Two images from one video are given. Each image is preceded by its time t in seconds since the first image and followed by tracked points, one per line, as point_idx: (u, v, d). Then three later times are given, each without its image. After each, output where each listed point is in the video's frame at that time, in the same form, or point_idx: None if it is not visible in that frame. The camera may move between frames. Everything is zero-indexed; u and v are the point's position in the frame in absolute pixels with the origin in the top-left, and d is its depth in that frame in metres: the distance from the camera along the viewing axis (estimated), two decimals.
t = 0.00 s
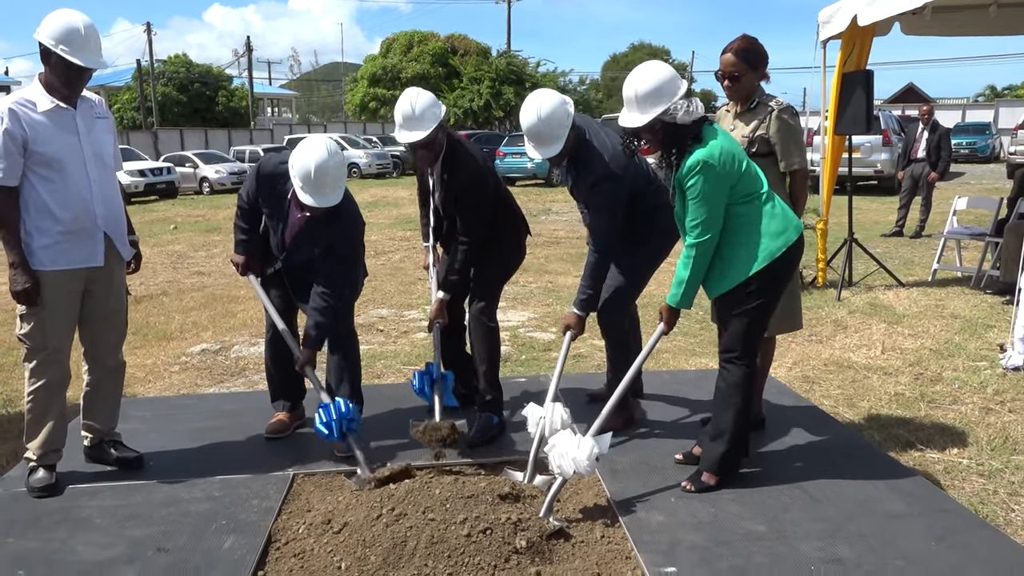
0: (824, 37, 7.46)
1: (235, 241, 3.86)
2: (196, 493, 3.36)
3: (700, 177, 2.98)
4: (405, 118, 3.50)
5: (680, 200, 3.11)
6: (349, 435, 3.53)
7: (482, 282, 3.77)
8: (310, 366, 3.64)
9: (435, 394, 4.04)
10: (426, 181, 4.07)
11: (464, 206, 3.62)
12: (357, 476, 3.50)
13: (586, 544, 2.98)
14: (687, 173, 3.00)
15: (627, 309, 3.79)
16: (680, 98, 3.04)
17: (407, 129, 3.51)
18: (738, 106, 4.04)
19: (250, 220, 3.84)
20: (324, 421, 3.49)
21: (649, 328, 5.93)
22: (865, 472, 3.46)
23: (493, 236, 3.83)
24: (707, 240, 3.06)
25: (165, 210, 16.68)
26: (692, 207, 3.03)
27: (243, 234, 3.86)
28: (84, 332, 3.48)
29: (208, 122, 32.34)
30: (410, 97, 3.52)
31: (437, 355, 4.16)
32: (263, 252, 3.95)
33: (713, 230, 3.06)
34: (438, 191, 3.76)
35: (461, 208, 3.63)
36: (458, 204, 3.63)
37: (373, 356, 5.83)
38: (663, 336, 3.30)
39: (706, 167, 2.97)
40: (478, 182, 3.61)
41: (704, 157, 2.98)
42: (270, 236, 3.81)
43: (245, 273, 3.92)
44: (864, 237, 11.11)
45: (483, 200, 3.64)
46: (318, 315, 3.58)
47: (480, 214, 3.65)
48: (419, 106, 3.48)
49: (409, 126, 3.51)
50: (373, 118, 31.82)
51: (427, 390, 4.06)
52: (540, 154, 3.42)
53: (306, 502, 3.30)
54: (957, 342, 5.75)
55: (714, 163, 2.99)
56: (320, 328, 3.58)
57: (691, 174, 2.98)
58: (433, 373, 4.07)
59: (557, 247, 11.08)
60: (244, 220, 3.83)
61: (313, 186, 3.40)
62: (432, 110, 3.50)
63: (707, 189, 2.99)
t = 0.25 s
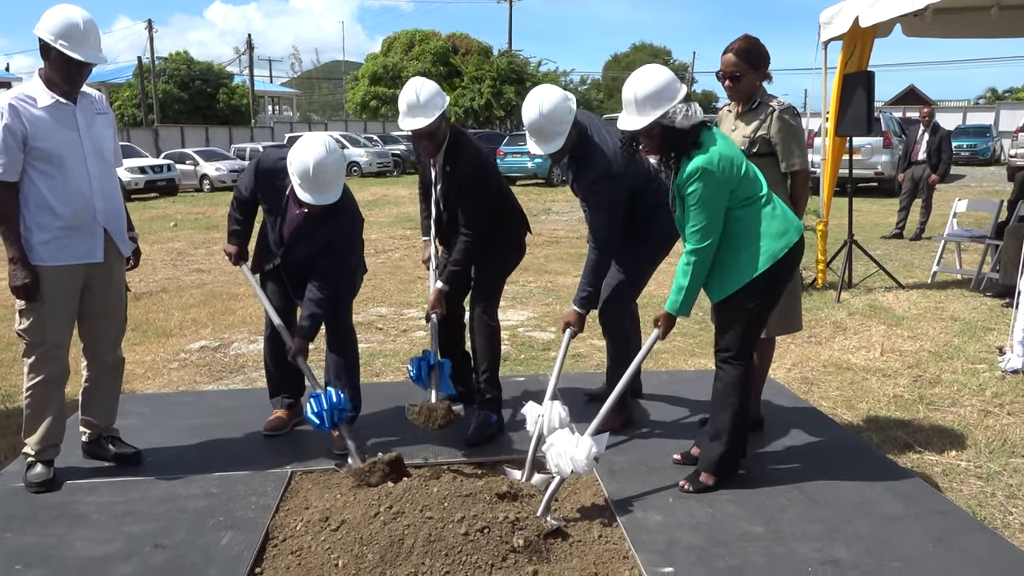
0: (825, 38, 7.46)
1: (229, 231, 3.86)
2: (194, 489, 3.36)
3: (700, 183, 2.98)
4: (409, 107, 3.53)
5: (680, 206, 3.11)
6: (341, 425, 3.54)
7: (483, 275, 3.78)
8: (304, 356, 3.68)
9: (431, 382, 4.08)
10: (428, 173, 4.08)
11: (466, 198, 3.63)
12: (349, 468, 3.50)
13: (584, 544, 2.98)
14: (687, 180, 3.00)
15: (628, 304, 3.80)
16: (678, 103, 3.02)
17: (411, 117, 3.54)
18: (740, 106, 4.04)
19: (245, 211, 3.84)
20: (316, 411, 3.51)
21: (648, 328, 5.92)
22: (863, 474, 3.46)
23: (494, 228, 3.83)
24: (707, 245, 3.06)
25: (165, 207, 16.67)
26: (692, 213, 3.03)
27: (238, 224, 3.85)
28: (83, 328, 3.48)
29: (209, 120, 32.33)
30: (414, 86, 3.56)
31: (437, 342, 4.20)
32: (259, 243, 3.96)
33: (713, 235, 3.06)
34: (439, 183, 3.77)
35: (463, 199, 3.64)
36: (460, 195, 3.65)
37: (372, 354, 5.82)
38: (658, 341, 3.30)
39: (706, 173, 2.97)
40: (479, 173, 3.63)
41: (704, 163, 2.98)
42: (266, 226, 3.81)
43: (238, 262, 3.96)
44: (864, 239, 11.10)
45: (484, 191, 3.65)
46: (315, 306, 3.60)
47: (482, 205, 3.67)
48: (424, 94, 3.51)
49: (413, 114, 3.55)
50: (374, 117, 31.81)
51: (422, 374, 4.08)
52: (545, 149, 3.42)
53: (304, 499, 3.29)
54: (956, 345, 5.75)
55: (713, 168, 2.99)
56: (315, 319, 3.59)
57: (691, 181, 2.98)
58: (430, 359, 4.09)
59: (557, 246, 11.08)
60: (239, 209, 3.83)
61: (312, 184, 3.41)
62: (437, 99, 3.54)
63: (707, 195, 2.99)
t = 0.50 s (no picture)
0: (826, 44, 7.47)
1: (224, 222, 3.86)
2: (191, 490, 3.35)
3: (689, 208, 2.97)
4: (415, 96, 3.55)
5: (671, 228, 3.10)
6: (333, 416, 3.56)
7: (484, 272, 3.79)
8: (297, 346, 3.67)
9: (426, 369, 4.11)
10: (429, 168, 4.09)
11: (469, 188, 3.63)
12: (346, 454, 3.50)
13: (581, 548, 2.96)
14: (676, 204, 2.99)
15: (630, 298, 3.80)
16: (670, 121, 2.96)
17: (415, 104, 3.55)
18: (742, 111, 4.03)
19: (241, 205, 3.84)
20: (307, 402, 3.51)
21: (646, 332, 5.92)
22: (860, 481, 3.45)
23: (496, 226, 3.81)
24: (699, 266, 3.07)
25: (165, 207, 16.67)
26: (683, 236, 3.02)
27: (234, 217, 3.85)
28: (81, 327, 3.47)
29: (210, 120, 32.33)
30: (419, 76, 3.59)
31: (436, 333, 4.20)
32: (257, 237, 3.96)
33: (704, 257, 3.06)
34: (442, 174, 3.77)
35: (467, 191, 3.64)
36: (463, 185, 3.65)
37: (370, 356, 5.81)
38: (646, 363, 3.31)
39: (694, 197, 2.96)
40: (484, 164, 3.62)
41: (692, 187, 2.96)
42: (263, 222, 3.80)
43: (235, 253, 3.95)
44: (863, 245, 11.11)
45: (487, 184, 3.64)
46: (310, 298, 3.60)
47: (486, 196, 3.66)
48: (430, 82, 3.54)
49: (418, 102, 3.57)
50: (374, 118, 31.82)
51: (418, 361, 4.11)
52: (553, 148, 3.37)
53: (301, 501, 3.28)
54: (955, 352, 5.74)
55: (702, 192, 2.97)
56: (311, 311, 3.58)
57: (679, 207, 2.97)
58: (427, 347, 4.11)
59: (556, 249, 11.08)
60: (235, 203, 3.82)
61: (307, 182, 3.42)
62: (443, 89, 3.56)
63: (696, 219, 2.98)
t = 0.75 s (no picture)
0: (836, 45, 7.44)
1: (231, 220, 3.87)
2: (198, 488, 3.35)
3: (685, 225, 2.97)
4: (427, 85, 3.58)
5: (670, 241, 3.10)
6: (339, 407, 3.58)
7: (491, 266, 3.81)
8: (305, 340, 3.64)
9: (431, 359, 4.06)
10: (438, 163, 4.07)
11: (479, 181, 3.65)
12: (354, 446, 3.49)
13: (587, 549, 2.96)
14: (674, 219, 2.98)
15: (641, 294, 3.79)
16: (668, 136, 2.96)
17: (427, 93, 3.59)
18: (752, 112, 4.02)
19: (247, 202, 3.84)
20: (313, 394, 3.54)
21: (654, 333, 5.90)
22: (868, 484, 3.44)
23: (506, 222, 3.81)
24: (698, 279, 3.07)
25: (173, 205, 16.73)
26: (681, 251, 3.01)
27: (240, 214, 3.86)
28: (90, 325, 3.48)
29: (218, 118, 32.43)
30: (432, 66, 3.62)
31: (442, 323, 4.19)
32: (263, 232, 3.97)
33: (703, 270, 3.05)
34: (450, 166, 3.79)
35: (477, 183, 3.67)
36: (472, 178, 3.68)
37: (377, 355, 5.82)
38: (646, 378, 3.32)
39: (692, 212, 2.95)
40: (494, 157, 3.64)
41: (688, 204, 2.95)
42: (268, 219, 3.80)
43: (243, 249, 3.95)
44: (871, 247, 11.06)
45: (498, 177, 3.67)
46: (317, 293, 3.58)
47: (496, 187, 3.69)
48: (443, 72, 3.57)
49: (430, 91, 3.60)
50: (382, 118, 31.86)
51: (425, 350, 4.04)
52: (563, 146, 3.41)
53: (307, 500, 3.28)
54: (964, 355, 5.71)
55: (698, 208, 2.96)
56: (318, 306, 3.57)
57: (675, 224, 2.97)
58: (433, 335, 4.03)
59: (564, 249, 11.07)
60: (241, 199, 3.83)
61: (311, 177, 3.42)
62: (455, 79, 3.60)
63: (693, 235, 2.98)
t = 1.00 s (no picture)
0: (847, 48, 7.41)
1: (243, 222, 3.86)
2: (206, 490, 3.36)
3: (686, 235, 2.98)
4: (440, 80, 3.72)
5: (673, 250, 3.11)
6: (348, 405, 3.64)
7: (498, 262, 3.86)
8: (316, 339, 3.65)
9: (436, 352, 4.12)
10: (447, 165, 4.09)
11: (491, 177, 3.73)
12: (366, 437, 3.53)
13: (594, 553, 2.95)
14: (674, 228, 2.99)
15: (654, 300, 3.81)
16: (670, 145, 2.95)
17: (439, 88, 3.72)
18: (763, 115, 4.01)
19: (258, 204, 3.84)
20: (320, 392, 3.61)
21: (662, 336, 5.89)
22: (878, 490, 3.42)
23: (515, 219, 3.87)
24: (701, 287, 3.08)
25: (183, 205, 16.80)
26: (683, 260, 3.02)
27: (251, 216, 3.83)
28: (100, 326, 3.49)
29: (229, 119, 32.56)
30: (446, 62, 3.75)
31: (447, 318, 4.28)
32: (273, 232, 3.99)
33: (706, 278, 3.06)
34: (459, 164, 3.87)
35: (488, 180, 3.75)
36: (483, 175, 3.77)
37: (385, 357, 5.82)
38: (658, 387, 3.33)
39: (693, 221, 2.96)
40: (505, 153, 3.72)
41: (689, 215, 2.95)
42: (276, 219, 3.81)
43: (256, 252, 3.95)
44: (881, 250, 11.01)
45: (509, 174, 3.74)
46: (327, 292, 3.63)
47: (508, 184, 3.75)
48: (455, 68, 3.70)
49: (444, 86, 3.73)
50: (392, 119, 31.93)
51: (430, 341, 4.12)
52: (576, 136, 3.56)
53: (314, 503, 3.28)
54: (975, 360, 5.67)
55: (699, 217, 2.96)
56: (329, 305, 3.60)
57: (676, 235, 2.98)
58: (437, 329, 4.11)
59: (572, 252, 11.06)
60: (252, 200, 3.82)
61: (315, 173, 3.45)
62: (467, 75, 3.72)
63: (694, 244, 2.99)
